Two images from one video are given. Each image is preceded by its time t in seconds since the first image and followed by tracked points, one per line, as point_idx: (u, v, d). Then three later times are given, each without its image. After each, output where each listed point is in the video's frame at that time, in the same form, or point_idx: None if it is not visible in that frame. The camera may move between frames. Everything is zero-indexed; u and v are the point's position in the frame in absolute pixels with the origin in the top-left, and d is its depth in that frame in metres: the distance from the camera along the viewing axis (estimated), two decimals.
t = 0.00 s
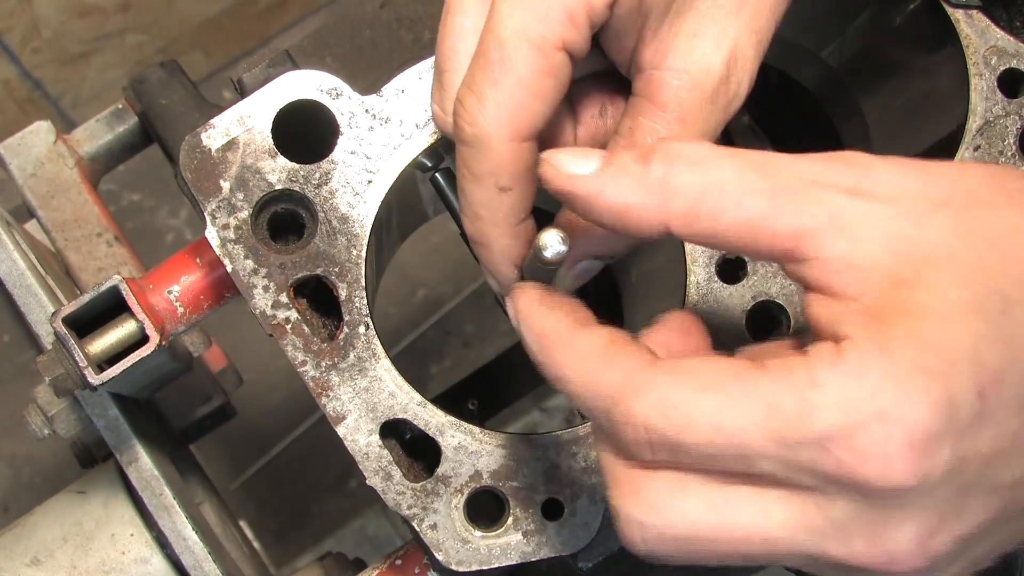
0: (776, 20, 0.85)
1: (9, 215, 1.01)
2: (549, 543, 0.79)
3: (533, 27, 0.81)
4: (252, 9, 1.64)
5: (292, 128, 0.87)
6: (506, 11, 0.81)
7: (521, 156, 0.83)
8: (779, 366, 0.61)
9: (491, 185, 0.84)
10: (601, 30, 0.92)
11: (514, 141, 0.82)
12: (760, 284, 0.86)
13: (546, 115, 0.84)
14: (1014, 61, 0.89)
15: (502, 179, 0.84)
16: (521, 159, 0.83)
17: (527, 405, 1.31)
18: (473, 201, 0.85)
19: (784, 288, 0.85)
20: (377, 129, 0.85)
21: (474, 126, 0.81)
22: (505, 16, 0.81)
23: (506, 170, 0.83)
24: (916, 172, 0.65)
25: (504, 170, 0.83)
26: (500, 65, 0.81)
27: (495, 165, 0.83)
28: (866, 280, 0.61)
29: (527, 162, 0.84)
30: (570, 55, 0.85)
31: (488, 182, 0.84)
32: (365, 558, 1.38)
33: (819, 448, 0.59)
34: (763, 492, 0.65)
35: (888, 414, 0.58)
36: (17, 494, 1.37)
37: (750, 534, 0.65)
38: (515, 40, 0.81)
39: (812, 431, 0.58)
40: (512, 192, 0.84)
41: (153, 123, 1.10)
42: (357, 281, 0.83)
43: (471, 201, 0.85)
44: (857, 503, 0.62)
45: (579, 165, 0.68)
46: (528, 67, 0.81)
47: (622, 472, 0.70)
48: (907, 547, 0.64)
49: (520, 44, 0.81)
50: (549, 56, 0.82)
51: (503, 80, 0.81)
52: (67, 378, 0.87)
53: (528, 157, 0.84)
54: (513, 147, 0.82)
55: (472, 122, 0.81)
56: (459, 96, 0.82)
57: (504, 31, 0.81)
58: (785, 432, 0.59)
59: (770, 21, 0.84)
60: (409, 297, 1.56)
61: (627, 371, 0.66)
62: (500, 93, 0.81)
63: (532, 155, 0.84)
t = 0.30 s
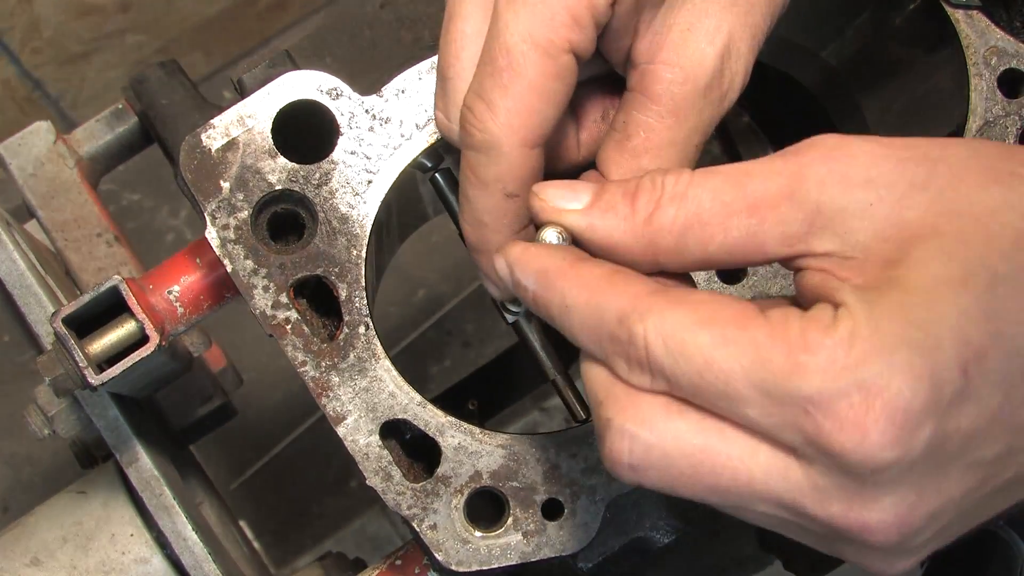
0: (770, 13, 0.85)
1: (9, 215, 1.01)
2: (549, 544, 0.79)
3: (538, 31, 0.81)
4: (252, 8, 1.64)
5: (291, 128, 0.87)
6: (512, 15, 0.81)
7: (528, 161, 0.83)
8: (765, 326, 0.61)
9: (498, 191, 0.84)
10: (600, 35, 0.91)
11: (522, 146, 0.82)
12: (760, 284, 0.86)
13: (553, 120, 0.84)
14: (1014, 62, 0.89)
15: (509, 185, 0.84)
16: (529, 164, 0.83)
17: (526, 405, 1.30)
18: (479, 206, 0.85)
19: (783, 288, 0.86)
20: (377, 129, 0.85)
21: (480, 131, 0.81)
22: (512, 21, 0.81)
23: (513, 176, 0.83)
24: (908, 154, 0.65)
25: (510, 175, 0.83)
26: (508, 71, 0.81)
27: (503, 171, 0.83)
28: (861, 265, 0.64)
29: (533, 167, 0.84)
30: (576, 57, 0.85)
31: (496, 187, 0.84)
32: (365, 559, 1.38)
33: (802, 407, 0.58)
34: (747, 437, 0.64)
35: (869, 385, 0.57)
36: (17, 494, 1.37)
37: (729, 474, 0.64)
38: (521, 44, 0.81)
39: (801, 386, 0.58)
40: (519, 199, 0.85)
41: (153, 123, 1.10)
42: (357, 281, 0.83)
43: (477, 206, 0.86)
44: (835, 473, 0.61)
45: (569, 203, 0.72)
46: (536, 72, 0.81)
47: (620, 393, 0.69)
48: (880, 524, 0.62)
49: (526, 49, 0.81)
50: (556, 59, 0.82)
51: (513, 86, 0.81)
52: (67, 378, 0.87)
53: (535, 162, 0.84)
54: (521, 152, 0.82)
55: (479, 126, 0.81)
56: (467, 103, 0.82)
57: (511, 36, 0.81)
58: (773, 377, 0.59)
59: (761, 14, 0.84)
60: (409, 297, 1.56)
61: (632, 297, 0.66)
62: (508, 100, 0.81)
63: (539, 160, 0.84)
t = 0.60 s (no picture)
0: (774, 23, 0.87)
1: (9, 215, 1.01)
2: (549, 544, 0.79)
3: (539, 45, 0.81)
4: (252, 9, 1.64)
5: (291, 128, 0.86)
6: (515, 31, 0.82)
7: (532, 174, 0.84)
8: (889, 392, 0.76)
9: (503, 204, 0.84)
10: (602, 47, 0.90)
11: (523, 159, 0.83)
12: (760, 284, 0.86)
13: (556, 134, 0.84)
14: (1014, 62, 0.90)
15: (513, 198, 0.84)
16: (531, 177, 0.84)
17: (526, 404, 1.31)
18: (484, 218, 0.86)
19: (783, 288, 0.85)
20: (377, 129, 0.85)
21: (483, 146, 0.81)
22: (513, 38, 0.82)
23: (517, 189, 0.84)
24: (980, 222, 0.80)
25: (514, 188, 0.84)
26: (509, 86, 0.82)
27: (508, 184, 0.84)
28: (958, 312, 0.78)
29: (536, 180, 0.84)
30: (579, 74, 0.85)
31: (499, 200, 0.84)
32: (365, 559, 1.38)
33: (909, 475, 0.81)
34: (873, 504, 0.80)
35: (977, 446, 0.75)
36: (17, 494, 1.37)
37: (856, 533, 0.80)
38: (522, 59, 0.82)
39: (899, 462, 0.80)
40: (523, 211, 0.85)
41: (153, 123, 1.10)
42: (357, 281, 0.83)
43: (483, 219, 0.86)
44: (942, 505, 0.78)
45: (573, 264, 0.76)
46: (537, 86, 0.82)
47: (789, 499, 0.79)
48: None
49: (526, 63, 0.82)
50: (558, 75, 0.82)
51: (514, 101, 0.82)
52: (67, 378, 0.87)
53: (538, 175, 0.84)
54: (522, 165, 0.83)
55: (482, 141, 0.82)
56: (469, 116, 0.82)
57: (513, 52, 0.82)
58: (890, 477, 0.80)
59: (767, 27, 0.86)
60: (409, 297, 1.56)
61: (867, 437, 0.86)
62: (510, 114, 0.82)
63: (542, 173, 0.85)
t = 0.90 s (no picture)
0: (776, 24, 0.87)
1: (9, 215, 1.01)
2: (549, 543, 0.79)
3: (536, 39, 0.80)
4: (252, 9, 1.64)
5: (292, 128, 0.86)
6: (510, 22, 0.81)
7: (527, 168, 0.83)
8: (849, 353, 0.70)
9: (495, 196, 0.84)
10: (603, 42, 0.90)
11: (517, 152, 0.82)
12: (760, 284, 0.86)
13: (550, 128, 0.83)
14: (1014, 62, 0.89)
15: (506, 190, 0.84)
16: (525, 170, 0.83)
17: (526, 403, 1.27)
18: (477, 210, 0.86)
19: (783, 288, 0.85)
20: (377, 129, 0.85)
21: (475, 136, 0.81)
22: (508, 29, 0.81)
23: (510, 181, 0.83)
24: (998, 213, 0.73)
25: (506, 180, 0.83)
26: (503, 77, 0.81)
27: (499, 176, 0.83)
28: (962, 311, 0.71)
29: (530, 173, 0.84)
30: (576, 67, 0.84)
31: (492, 192, 0.84)
32: (365, 559, 1.38)
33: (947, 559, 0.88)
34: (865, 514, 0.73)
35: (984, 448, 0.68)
36: (17, 493, 1.37)
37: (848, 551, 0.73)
38: (517, 51, 0.81)
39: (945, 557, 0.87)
40: (516, 204, 0.85)
41: (153, 123, 1.10)
42: (357, 281, 0.83)
43: (476, 211, 0.86)
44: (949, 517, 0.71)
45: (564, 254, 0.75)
46: (531, 79, 0.81)
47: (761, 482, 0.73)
48: None
49: (522, 55, 0.81)
50: (554, 68, 0.82)
51: (507, 92, 0.81)
52: (67, 378, 0.87)
53: (532, 168, 0.84)
54: (516, 157, 0.83)
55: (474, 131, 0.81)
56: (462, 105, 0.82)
57: (507, 43, 0.81)
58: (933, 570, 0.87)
59: (769, 27, 0.86)
60: (409, 297, 1.56)
61: None
62: (503, 104, 0.81)
63: (536, 166, 0.84)
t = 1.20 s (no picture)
0: (776, 27, 0.87)
1: (9, 215, 1.01)
2: (549, 543, 0.79)
3: (536, 42, 0.81)
4: (252, 9, 1.64)
5: (291, 128, 0.86)
6: (510, 26, 0.81)
7: (526, 170, 0.83)
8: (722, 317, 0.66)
9: (495, 199, 0.84)
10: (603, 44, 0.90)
11: (517, 154, 0.82)
12: (760, 284, 0.86)
13: (550, 130, 0.84)
14: (1014, 62, 0.89)
15: (506, 192, 0.84)
16: (525, 172, 0.83)
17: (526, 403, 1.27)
18: (477, 212, 0.85)
19: (782, 288, 0.85)
20: (377, 129, 0.85)
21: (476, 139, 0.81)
22: (508, 31, 0.81)
23: (510, 183, 0.83)
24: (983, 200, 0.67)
25: (506, 182, 0.83)
26: (503, 80, 0.81)
27: (498, 178, 0.83)
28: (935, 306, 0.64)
29: (529, 176, 0.84)
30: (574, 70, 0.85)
31: (492, 195, 0.84)
32: (366, 559, 1.38)
33: None
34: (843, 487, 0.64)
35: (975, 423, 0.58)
36: (17, 494, 1.37)
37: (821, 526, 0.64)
38: (517, 55, 0.81)
39: None
40: (516, 206, 0.85)
41: (153, 123, 1.10)
42: (357, 281, 0.83)
43: (475, 213, 0.86)
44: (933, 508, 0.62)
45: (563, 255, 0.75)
46: (532, 82, 0.81)
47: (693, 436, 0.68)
48: None
49: (522, 58, 0.81)
50: (553, 70, 0.82)
51: (508, 96, 0.81)
52: (67, 378, 0.87)
53: (531, 170, 0.84)
54: (516, 160, 0.83)
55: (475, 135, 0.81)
56: (461, 109, 0.82)
57: (507, 46, 0.81)
58: None
59: (769, 29, 0.86)
60: (409, 297, 1.57)
61: None
62: (503, 108, 0.81)
63: (536, 169, 0.84)
